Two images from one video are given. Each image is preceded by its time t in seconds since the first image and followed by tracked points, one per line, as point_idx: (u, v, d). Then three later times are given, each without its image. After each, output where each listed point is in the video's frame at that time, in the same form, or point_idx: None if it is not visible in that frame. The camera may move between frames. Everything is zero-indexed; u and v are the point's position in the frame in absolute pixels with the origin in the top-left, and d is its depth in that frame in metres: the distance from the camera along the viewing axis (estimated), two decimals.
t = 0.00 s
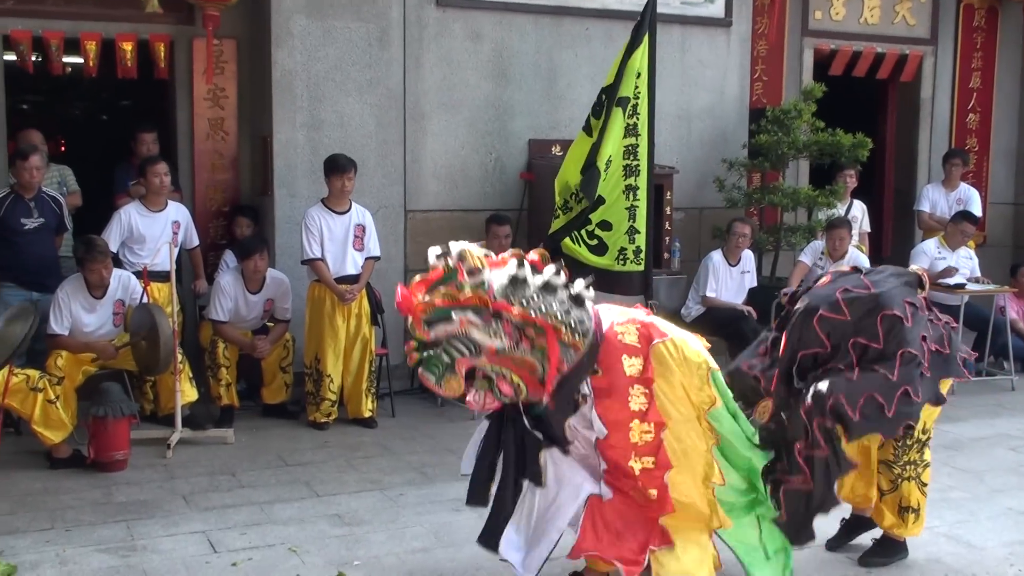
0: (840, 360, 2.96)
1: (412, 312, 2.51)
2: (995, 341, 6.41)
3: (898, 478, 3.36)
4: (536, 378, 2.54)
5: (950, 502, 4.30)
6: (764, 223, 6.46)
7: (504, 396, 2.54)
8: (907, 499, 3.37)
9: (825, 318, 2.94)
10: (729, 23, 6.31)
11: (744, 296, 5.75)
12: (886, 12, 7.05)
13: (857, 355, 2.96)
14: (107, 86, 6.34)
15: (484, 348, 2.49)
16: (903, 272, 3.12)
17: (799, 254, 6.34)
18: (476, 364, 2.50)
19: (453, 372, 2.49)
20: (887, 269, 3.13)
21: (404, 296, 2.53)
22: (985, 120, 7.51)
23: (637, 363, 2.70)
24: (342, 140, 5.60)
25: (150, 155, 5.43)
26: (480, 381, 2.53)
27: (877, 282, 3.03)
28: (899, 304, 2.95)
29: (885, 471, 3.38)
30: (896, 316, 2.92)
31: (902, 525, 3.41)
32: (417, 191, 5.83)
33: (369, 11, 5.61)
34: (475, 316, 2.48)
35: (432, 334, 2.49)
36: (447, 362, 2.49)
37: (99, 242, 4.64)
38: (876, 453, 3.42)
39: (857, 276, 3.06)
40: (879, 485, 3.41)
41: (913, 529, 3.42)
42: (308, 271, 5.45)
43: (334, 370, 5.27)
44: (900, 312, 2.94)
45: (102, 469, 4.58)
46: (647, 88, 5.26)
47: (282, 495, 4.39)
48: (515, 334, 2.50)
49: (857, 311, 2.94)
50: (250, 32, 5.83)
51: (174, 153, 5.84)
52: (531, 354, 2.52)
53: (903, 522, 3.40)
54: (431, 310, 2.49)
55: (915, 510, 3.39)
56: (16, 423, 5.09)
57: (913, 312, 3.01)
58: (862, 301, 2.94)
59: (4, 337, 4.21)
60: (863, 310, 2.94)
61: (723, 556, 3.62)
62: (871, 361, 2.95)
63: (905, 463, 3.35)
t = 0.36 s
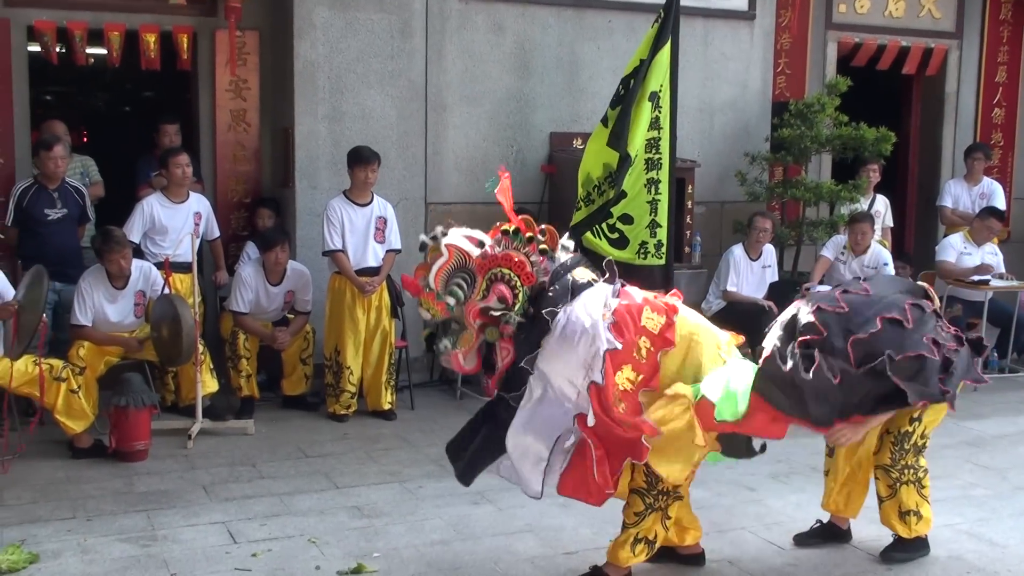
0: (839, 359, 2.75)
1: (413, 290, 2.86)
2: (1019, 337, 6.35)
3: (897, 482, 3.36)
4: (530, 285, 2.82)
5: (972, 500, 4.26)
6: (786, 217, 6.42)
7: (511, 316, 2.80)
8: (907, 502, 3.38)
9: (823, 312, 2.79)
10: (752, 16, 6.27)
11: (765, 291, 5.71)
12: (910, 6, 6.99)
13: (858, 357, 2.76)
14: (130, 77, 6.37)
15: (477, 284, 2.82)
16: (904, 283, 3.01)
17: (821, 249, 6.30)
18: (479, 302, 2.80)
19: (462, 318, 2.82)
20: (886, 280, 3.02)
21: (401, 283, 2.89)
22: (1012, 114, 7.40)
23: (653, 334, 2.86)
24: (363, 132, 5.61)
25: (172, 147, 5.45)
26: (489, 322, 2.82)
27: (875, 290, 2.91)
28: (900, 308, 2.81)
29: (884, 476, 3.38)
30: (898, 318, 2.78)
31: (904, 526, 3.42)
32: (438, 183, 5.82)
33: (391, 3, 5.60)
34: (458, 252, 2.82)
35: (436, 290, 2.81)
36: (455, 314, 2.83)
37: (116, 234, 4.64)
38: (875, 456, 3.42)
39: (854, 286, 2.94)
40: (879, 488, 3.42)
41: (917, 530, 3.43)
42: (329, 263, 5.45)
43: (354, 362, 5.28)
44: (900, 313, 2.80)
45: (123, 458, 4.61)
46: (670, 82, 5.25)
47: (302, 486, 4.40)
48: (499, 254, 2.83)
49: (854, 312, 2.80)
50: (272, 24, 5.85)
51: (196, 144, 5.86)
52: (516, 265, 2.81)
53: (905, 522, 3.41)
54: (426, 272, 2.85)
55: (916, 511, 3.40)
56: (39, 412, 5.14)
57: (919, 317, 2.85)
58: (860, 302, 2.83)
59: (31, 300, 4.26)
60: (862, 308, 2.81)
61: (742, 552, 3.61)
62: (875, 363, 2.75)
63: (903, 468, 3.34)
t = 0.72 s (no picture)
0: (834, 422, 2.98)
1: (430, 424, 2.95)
2: None
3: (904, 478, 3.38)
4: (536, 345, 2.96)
5: (977, 497, 4.26)
6: (790, 214, 6.41)
7: (536, 384, 2.93)
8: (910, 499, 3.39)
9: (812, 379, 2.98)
10: (757, 12, 6.25)
11: (769, 287, 5.71)
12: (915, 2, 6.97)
13: (849, 409, 2.98)
14: (134, 74, 6.36)
15: (488, 378, 2.94)
16: (897, 307, 3.17)
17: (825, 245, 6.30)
18: (499, 392, 2.92)
19: (493, 416, 2.93)
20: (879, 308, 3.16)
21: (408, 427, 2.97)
22: (1016, 112, 7.38)
23: (654, 370, 2.92)
24: (366, 129, 5.60)
25: (176, 144, 5.45)
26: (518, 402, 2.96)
27: (865, 325, 3.07)
28: (885, 355, 2.97)
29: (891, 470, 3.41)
30: (882, 370, 2.95)
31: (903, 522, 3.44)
32: (442, 180, 5.82)
33: None
34: (450, 369, 2.96)
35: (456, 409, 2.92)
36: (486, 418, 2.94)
37: (126, 228, 4.66)
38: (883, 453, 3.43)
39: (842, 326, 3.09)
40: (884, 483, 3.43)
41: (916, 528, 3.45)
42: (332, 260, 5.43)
43: (357, 359, 5.28)
44: (886, 364, 2.95)
45: (127, 455, 4.62)
46: (673, 77, 5.21)
47: (306, 483, 4.41)
48: (487, 343, 2.96)
49: (841, 370, 2.99)
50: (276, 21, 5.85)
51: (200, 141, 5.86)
52: (509, 340, 2.95)
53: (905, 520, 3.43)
54: (432, 403, 2.95)
55: (921, 509, 3.41)
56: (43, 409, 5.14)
57: (903, 355, 3.00)
58: (846, 358, 2.99)
59: (35, 304, 4.25)
60: (847, 365, 2.98)
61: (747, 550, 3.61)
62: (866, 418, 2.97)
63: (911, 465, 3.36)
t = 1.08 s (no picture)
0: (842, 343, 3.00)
1: (434, 265, 2.79)
2: None
3: (922, 467, 3.35)
4: (575, 298, 2.76)
5: (977, 495, 4.26)
6: (790, 213, 6.41)
7: (545, 322, 2.75)
8: (929, 489, 3.36)
9: (823, 301, 3.06)
10: (756, 11, 6.25)
11: (769, 286, 5.71)
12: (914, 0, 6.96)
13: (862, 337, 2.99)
14: (134, 74, 6.37)
15: (517, 279, 2.72)
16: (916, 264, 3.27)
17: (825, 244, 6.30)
18: (513, 297, 2.72)
19: (488, 308, 2.71)
20: (897, 260, 3.26)
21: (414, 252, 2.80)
22: (1016, 110, 7.38)
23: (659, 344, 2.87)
24: (366, 129, 5.61)
25: (176, 144, 5.45)
26: (519, 314, 2.73)
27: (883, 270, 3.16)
28: (899, 289, 3.01)
29: (908, 461, 3.38)
30: (896, 301, 2.97)
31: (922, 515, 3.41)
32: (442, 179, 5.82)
33: None
34: (496, 245, 2.71)
35: (466, 278, 2.73)
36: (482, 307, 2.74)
37: (135, 227, 4.66)
38: (900, 441, 3.41)
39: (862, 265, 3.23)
40: (902, 474, 3.40)
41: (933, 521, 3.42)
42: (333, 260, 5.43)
43: (357, 358, 5.28)
44: (899, 294, 2.99)
45: (127, 455, 4.62)
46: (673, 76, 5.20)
47: (307, 483, 4.41)
48: (547, 255, 2.73)
49: (857, 299, 3.04)
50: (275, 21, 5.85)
51: (200, 141, 5.86)
52: (563, 271, 2.74)
53: (923, 513, 3.40)
54: (457, 255, 2.75)
55: (938, 500, 3.38)
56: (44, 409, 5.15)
57: (919, 298, 3.05)
58: (860, 285, 3.07)
59: (36, 318, 4.24)
60: (863, 292, 3.04)
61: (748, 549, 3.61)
62: (871, 343, 2.97)
63: (931, 453, 3.35)
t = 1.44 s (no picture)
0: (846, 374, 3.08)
1: (438, 276, 2.76)
2: None
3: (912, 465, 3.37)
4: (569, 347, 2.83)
5: (976, 495, 4.26)
6: (790, 213, 6.41)
7: (535, 364, 2.79)
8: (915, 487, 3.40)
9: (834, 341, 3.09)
10: (756, 12, 6.25)
11: (768, 286, 5.71)
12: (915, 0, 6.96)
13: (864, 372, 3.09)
14: (134, 75, 6.37)
15: (515, 314, 2.78)
16: (923, 291, 3.31)
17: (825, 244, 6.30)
18: (509, 331, 2.78)
19: (485, 340, 2.76)
20: (905, 292, 3.29)
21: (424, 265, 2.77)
22: (1016, 110, 7.38)
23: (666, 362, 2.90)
24: (367, 130, 5.61)
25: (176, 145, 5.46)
26: (509, 350, 2.78)
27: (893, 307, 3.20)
28: (910, 333, 3.13)
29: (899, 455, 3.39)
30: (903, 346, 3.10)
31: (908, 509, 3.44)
32: (442, 180, 5.82)
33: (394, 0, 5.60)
34: (506, 273, 2.76)
35: (468, 300, 2.74)
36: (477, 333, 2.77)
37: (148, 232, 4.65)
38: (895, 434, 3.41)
39: (869, 300, 3.22)
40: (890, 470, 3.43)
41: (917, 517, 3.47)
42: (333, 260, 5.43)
43: (358, 358, 5.28)
44: (911, 341, 3.11)
45: (128, 456, 4.62)
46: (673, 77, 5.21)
47: (307, 484, 4.41)
48: (549, 298, 2.80)
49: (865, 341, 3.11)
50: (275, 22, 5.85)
51: (200, 141, 5.86)
52: (563, 316, 2.81)
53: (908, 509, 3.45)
54: (465, 275, 2.75)
55: (919, 498, 3.44)
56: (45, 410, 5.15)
57: (927, 337, 3.16)
58: (869, 329, 3.12)
59: (39, 305, 4.27)
60: (873, 337, 3.11)
61: (748, 550, 3.61)
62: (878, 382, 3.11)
63: (922, 451, 3.37)
